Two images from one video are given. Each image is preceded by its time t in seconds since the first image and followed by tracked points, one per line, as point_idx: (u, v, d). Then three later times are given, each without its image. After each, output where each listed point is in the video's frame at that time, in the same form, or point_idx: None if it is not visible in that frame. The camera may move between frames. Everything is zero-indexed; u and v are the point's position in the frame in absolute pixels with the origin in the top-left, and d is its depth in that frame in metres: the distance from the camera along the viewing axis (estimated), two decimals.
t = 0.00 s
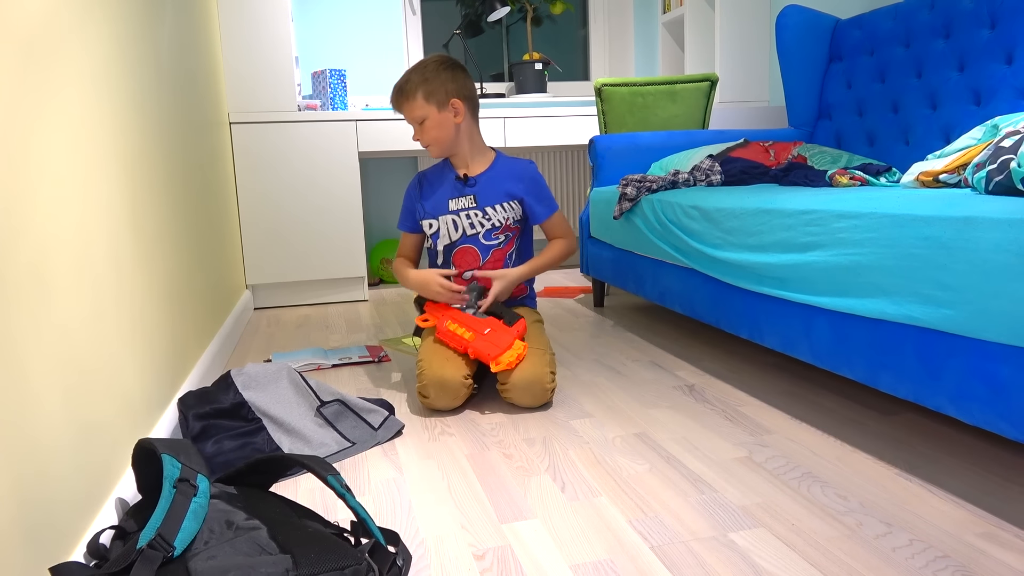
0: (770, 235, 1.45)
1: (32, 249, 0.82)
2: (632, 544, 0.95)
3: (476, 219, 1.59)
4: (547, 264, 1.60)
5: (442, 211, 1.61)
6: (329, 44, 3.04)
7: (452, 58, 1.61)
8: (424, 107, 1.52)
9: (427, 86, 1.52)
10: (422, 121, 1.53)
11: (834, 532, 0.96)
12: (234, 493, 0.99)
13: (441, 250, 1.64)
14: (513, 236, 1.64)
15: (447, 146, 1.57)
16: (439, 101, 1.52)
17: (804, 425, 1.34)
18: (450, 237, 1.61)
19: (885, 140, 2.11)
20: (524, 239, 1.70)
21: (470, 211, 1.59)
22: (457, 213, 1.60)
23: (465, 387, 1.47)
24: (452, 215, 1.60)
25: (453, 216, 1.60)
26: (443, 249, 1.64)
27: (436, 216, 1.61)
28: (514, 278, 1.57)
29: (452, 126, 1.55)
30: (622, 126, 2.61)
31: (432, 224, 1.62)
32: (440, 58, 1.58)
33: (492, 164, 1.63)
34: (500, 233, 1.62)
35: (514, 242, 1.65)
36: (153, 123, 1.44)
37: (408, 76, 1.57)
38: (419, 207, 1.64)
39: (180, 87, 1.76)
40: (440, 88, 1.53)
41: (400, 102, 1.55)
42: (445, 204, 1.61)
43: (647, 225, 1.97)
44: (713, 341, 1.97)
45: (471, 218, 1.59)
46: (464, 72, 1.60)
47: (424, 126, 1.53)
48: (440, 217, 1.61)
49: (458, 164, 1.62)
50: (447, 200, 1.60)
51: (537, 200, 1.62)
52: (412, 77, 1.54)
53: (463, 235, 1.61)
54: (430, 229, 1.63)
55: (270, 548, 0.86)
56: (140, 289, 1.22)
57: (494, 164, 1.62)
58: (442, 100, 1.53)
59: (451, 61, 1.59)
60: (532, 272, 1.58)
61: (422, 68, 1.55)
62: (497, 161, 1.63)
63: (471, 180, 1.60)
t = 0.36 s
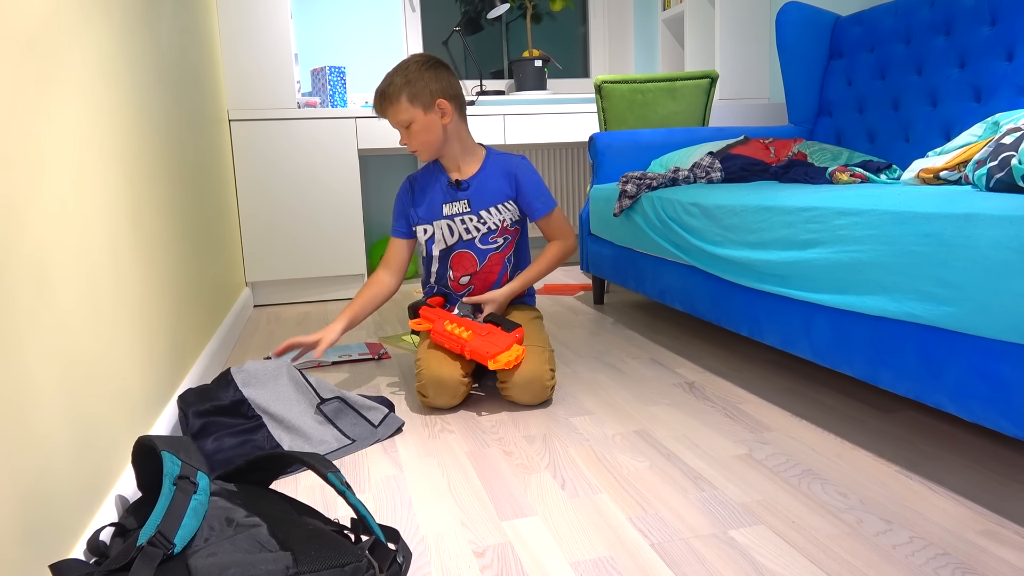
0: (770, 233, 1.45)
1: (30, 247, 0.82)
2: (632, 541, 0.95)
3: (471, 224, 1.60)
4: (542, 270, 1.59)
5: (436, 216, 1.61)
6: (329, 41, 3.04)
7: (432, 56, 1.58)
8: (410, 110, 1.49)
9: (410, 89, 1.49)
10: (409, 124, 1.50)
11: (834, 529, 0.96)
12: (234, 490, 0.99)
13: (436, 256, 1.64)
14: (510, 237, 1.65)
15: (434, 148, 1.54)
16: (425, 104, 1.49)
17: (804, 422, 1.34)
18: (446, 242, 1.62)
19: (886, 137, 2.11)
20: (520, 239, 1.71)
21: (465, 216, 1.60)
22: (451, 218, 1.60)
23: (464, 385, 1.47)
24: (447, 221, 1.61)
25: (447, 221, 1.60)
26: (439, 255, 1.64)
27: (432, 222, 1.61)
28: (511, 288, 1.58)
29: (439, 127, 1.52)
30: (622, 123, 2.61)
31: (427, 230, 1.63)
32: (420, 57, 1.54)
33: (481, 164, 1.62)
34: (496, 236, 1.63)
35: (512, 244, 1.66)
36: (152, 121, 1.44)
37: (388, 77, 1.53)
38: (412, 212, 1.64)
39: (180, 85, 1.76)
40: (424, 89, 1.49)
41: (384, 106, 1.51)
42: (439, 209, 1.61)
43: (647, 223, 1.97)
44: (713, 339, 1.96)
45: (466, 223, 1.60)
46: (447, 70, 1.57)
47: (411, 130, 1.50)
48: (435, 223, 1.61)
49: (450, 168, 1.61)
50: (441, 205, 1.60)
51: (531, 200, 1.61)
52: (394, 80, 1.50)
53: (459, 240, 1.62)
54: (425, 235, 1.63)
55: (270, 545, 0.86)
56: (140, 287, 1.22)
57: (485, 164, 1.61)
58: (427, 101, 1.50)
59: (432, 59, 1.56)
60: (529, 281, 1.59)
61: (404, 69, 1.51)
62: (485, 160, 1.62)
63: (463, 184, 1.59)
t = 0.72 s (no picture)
0: (770, 229, 1.45)
1: (30, 243, 0.82)
2: (632, 538, 0.95)
3: (473, 216, 1.60)
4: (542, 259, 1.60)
5: (438, 207, 1.61)
6: (329, 38, 3.04)
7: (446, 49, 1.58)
8: (425, 99, 1.48)
9: (428, 77, 1.49)
10: (422, 112, 1.49)
11: (834, 526, 0.96)
12: (234, 487, 0.99)
13: (435, 246, 1.62)
14: (510, 233, 1.65)
15: (445, 138, 1.54)
16: (441, 93, 1.49)
17: (804, 419, 1.34)
18: (446, 233, 1.61)
19: (886, 134, 2.10)
20: (518, 236, 1.72)
21: (467, 208, 1.60)
22: (453, 210, 1.60)
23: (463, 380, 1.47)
24: (448, 212, 1.60)
25: (449, 212, 1.60)
26: (438, 246, 1.62)
27: (433, 213, 1.61)
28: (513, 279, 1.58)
29: (452, 118, 1.53)
30: (622, 120, 2.61)
31: (428, 221, 1.62)
32: (437, 49, 1.55)
33: (485, 159, 1.63)
34: (496, 230, 1.62)
35: (511, 240, 1.65)
36: (153, 118, 1.44)
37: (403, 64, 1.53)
38: (413, 202, 1.63)
39: (180, 83, 1.76)
40: (441, 79, 1.50)
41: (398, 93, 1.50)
42: (441, 200, 1.60)
43: (647, 220, 1.97)
44: (713, 336, 1.96)
45: (468, 216, 1.60)
46: (461, 65, 1.58)
47: (424, 119, 1.50)
48: (435, 214, 1.61)
49: (455, 162, 1.62)
50: (443, 197, 1.60)
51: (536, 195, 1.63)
52: (412, 67, 1.50)
53: (459, 232, 1.61)
54: (424, 227, 1.62)
55: (270, 541, 0.86)
56: (140, 283, 1.22)
57: (489, 159, 1.62)
58: (443, 91, 1.50)
59: (446, 51, 1.57)
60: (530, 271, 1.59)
61: (422, 57, 1.52)
62: (490, 156, 1.63)
63: (468, 176, 1.60)
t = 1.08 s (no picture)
0: (769, 227, 1.45)
1: (29, 243, 0.82)
2: (633, 536, 0.95)
3: (479, 222, 1.60)
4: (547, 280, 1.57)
5: (444, 211, 1.61)
6: (328, 37, 3.03)
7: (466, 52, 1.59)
8: (451, 96, 1.47)
9: (455, 76, 1.48)
10: (447, 109, 1.48)
11: (834, 522, 0.96)
12: (235, 486, 0.99)
13: (440, 249, 1.63)
14: (515, 239, 1.65)
15: (465, 140, 1.53)
16: (467, 93, 1.49)
17: (804, 416, 1.34)
18: (451, 237, 1.61)
19: (886, 131, 2.10)
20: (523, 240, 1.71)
21: (473, 214, 1.60)
22: (460, 214, 1.60)
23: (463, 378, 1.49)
24: (455, 216, 1.61)
25: (455, 216, 1.60)
26: (443, 249, 1.63)
27: (439, 216, 1.61)
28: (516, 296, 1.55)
29: (474, 119, 1.53)
30: (622, 117, 2.60)
31: (434, 223, 1.63)
32: (463, 50, 1.55)
33: (494, 167, 1.62)
34: (502, 237, 1.62)
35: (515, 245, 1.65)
36: (152, 117, 1.44)
37: (429, 59, 1.52)
38: (422, 203, 1.64)
39: (179, 82, 1.76)
40: (469, 79, 1.50)
41: (425, 87, 1.48)
42: (447, 204, 1.61)
43: (647, 217, 1.97)
44: (713, 333, 1.96)
45: (474, 221, 1.60)
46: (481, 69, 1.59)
47: (449, 116, 1.49)
48: (442, 218, 1.61)
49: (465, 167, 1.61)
50: (449, 202, 1.61)
51: (544, 202, 1.63)
52: (440, 63, 1.49)
53: (464, 237, 1.61)
54: (431, 228, 1.63)
55: (270, 540, 0.86)
56: (140, 283, 1.22)
57: (498, 166, 1.62)
58: (469, 91, 1.50)
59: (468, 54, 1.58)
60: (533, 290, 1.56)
61: (448, 56, 1.51)
62: (499, 161, 1.62)
63: (477, 182, 1.60)
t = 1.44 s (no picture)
0: (769, 226, 1.45)
1: (30, 242, 0.82)
2: (633, 535, 0.95)
3: (481, 230, 1.49)
4: (551, 284, 1.53)
5: (443, 215, 1.49)
6: (328, 36, 3.03)
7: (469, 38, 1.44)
8: (466, 73, 1.31)
9: (471, 54, 1.33)
10: (460, 86, 1.30)
11: (834, 522, 0.96)
12: (236, 485, 0.99)
13: (442, 251, 1.55)
14: (521, 237, 1.55)
15: (478, 136, 1.38)
16: (481, 75, 1.34)
17: (804, 415, 1.35)
18: (452, 242, 1.52)
19: (887, 130, 2.10)
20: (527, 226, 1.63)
21: (473, 221, 1.48)
22: (459, 219, 1.48)
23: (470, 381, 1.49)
24: (455, 222, 1.49)
25: (454, 222, 1.49)
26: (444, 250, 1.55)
27: (438, 218, 1.50)
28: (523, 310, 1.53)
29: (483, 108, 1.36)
30: (622, 117, 2.60)
31: (433, 225, 1.52)
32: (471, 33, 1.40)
33: (492, 164, 1.46)
34: (506, 238, 1.53)
35: (521, 243, 1.56)
36: (152, 116, 1.44)
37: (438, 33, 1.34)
38: (417, 206, 1.49)
39: (179, 81, 1.76)
40: (483, 62, 1.35)
41: (436, 58, 1.29)
42: (446, 208, 1.48)
43: (647, 217, 1.97)
44: (714, 333, 1.96)
45: (476, 229, 1.49)
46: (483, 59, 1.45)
47: (461, 95, 1.31)
48: (441, 222, 1.50)
49: (461, 164, 1.44)
50: (447, 204, 1.47)
51: (551, 204, 1.51)
52: (451, 37, 1.32)
53: (465, 242, 1.52)
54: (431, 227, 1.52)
55: (271, 539, 0.86)
56: (140, 282, 1.22)
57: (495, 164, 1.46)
58: (482, 74, 1.35)
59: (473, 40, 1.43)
60: (540, 298, 1.54)
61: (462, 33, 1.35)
62: (497, 157, 1.47)
63: (474, 189, 1.45)
